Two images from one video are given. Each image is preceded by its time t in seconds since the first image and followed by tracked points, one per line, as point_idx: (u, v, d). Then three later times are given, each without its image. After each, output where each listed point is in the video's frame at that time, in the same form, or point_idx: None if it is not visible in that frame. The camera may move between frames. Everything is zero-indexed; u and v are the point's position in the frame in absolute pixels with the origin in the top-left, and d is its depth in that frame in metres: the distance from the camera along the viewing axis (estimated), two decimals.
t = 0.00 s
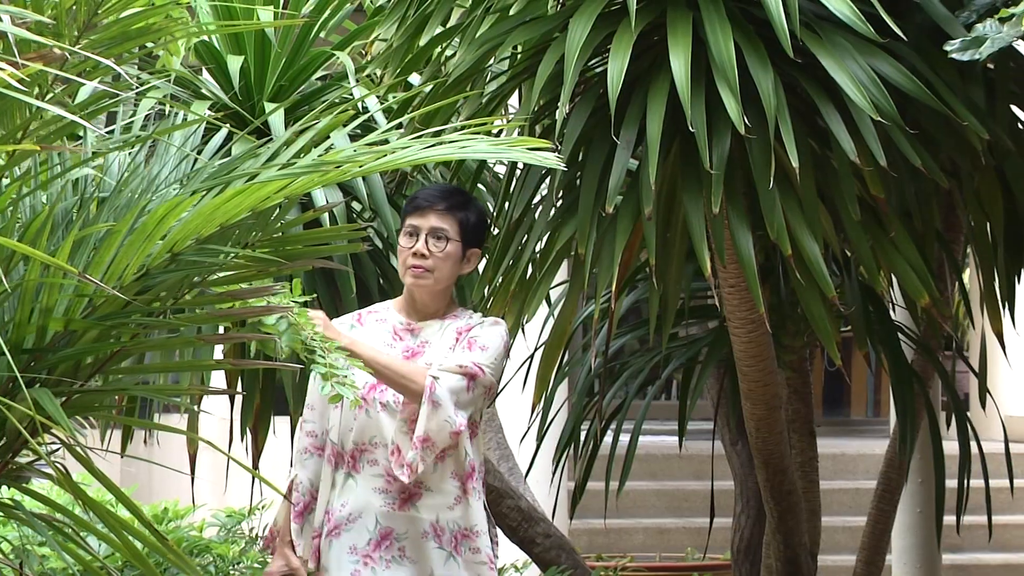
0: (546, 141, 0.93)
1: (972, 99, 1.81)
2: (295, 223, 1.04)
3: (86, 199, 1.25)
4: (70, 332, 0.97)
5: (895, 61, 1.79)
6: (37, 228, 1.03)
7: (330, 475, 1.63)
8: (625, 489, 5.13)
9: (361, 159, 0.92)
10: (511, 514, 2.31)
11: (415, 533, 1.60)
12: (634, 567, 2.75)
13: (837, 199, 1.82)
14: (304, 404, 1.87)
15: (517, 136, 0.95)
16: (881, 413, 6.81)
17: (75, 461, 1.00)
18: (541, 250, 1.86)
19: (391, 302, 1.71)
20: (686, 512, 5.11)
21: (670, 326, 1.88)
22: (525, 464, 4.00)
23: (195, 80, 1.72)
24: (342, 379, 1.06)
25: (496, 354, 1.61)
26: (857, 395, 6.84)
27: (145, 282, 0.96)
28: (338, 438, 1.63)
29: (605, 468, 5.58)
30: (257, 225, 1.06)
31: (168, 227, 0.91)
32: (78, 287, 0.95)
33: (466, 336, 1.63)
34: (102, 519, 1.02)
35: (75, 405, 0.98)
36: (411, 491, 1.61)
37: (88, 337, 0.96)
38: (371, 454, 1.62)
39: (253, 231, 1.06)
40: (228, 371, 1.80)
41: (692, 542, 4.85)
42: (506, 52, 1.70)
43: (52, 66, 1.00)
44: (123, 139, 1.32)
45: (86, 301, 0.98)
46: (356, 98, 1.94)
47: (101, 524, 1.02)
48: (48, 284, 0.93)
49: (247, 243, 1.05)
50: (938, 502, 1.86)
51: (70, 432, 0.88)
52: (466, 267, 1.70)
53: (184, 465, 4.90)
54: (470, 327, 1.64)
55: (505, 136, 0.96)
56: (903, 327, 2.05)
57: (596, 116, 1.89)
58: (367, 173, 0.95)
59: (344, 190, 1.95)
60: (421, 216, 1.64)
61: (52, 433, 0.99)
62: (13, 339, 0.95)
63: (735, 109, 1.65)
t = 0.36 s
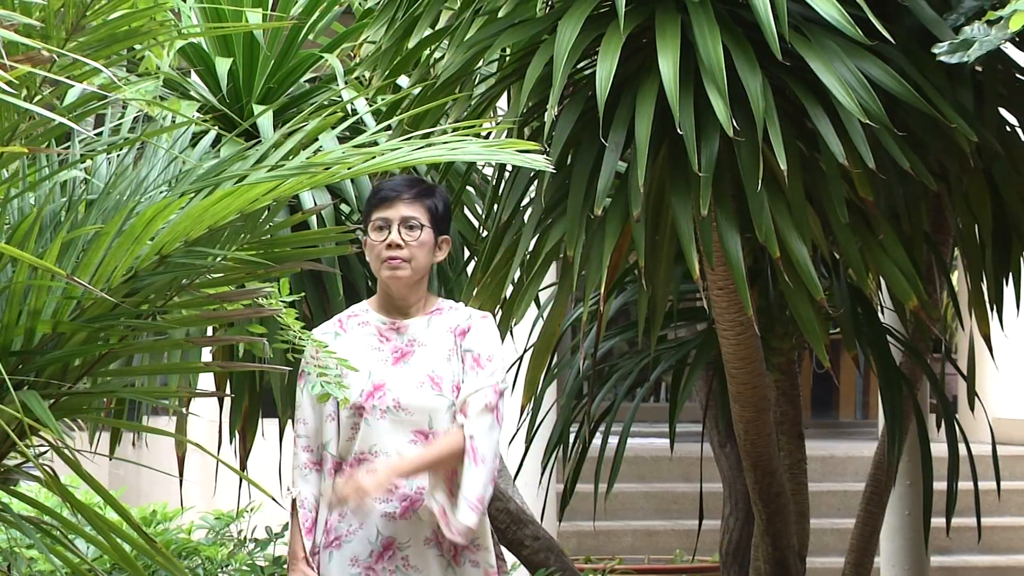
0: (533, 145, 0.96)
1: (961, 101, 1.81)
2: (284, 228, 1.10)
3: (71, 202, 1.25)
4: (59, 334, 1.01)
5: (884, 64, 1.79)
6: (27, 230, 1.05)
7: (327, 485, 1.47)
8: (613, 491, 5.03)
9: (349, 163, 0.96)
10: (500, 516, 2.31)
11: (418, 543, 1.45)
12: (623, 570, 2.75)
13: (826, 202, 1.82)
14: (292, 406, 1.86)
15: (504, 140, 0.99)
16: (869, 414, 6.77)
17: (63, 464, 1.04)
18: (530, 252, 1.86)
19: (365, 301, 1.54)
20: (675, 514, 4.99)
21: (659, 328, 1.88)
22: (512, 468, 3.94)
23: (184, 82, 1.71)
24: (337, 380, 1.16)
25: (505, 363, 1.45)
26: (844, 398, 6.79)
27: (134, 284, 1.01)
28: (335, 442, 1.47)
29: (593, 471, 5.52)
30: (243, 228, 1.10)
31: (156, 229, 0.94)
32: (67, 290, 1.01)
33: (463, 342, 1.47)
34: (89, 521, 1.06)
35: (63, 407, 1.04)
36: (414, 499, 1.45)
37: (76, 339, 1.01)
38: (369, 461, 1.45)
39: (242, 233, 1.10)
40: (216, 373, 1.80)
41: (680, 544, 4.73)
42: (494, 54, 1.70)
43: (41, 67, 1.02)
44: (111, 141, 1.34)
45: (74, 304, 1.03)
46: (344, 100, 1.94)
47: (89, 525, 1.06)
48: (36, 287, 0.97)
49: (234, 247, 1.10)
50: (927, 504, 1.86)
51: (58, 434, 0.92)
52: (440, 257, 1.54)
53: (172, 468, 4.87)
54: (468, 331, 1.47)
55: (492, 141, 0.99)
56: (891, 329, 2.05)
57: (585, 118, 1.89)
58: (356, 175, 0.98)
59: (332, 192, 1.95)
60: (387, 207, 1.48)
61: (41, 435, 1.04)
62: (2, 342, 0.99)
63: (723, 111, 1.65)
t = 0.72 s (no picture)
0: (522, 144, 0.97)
1: (948, 102, 1.81)
2: (272, 229, 1.12)
3: (58, 202, 1.25)
4: (46, 335, 1.02)
5: (871, 65, 1.79)
6: (13, 230, 1.05)
7: (306, 486, 1.44)
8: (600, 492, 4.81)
9: (337, 163, 0.97)
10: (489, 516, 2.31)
11: (389, 552, 1.41)
12: (610, 572, 2.74)
13: (813, 203, 1.82)
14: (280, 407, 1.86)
15: (491, 141, 1.00)
16: (857, 415, 6.68)
17: (50, 465, 1.06)
18: (518, 252, 1.86)
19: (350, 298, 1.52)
20: (663, 516, 4.72)
21: (647, 328, 1.88)
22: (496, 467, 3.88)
23: (172, 81, 1.71)
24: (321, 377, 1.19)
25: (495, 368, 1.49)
26: (833, 396, 6.66)
27: (121, 284, 1.02)
28: (313, 445, 1.44)
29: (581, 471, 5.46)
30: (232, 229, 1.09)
31: (144, 228, 0.96)
32: (54, 291, 1.01)
33: (457, 351, 1.48)
34: (77, 522, 1.06)
35: (51, 408, 1.05)
36: (388, 508, 1.40)
37: (64, 340, 1.02)
38: (345, 468, 1.42)
39: (228, 235, 1.10)
40: (202, 373, 1.79)
41: (669, 546, 4.50)
42: (482, 53, 1.69)
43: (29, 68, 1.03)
44: (98, 142, 1.34)
45: (60, 305, 1.04)
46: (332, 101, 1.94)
47: (76, 525, 1.07)
48: (24, 287, 0.97)
49: (220, 249, 1.10)
50: (914, 504, 1.86)
51: (46, 435, 0.93)
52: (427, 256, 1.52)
53: (161, 468, 4.86)
54: (460, 341, 1.48)
55: (480, 141, 1.00)
56: (878, 330, 2.06)
57: (573, 119, 1.89)
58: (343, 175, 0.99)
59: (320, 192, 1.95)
60: (373, 209, 1.46)
61: (29, 436, 1.05)
62: None
63: (711, 111, 1.65)
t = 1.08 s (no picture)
0: (509, 145, 0.98)
1: (935, 102, 1.81)
2: (259, 229, 1.10)
3: (43, 204, 1.25)
4: (32, 336, 1.01)
5: (858, 65, 1.79)
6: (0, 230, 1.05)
7: (306, 487, 1.51)
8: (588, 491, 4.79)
9: (325, 163, 0.97)
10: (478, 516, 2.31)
11: (385, 555, 1.46)
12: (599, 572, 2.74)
13: (801, 203, 1.82)
14: (268, 407, 1.86)
15: (479, 141, 1.01)
16: (845, 415, 6.67)
17: (38, 465, 1.06)
18: (506, 253, 1.85)
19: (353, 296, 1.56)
20: (651, 516, 4.71)
21: (635, 328, 1.88)
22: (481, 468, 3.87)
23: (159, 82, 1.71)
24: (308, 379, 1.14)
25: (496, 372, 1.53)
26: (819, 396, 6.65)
27: (109, 284, 1.02)
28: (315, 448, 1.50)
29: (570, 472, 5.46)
30: (219, 227, 1.10)
31: (131, 229, 0.95)
32: (41, 291, 1.01)
33: (460, 355, 1.51)
34: (65, 522, 1.06)
35: (38, 408, 1.05)
36: (384, 512, 1.45)
37: (51, 340, 1.02)
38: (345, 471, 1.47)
39: (216, 234, 1.10)
40: (190, 374, 1.79)
41: (657, 546, 4.49)
42: (470, 53, 1.69)
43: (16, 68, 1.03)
44: (86, 142, 1.34)
45: (47, 305, 1.03)
46: (320, 101, 1.93)
47: (64, 526, 1.07)
48: (11, 288, 0.97)
49: (208, 248, 1.11)
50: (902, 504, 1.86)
51: (33, 435, 0.93)
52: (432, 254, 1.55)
53: (150, 468, 4.86)
54: (462, 346, 1.51)
55: (468, 141, 1.01)
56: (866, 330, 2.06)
57: (561, 119, 1.89)
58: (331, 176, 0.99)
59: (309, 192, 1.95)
60: (375, 212, 1.49)
61: (16, 436, 1.05)
62: None
63: (699, 112, 1.65)
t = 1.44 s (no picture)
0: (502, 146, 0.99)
1: (928, 103, 1.81)
2: (250, 230, 1.12)
3: (34, 204, 1.25)
4: (24, 336, 1.02)
5: (851, 65, 1.78)
6: None
7: (334, 480, 1.35)
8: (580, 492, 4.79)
9: (318, 163, 0.98)
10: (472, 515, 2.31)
11: (414, 550, 1.31)
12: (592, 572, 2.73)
13: (794, 204, 1.82)
14: (260, 408, 1.85)
15: (471, 141, 1.02)
16: (837, 415, 6.66)
17: (30, 466, 1.06)
18: (498, 254, 1.85)
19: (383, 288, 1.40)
20: (643, 517, 4.72)
21: (627, 328, 1.88)
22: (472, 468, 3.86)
23: (151, 83, 1.71)
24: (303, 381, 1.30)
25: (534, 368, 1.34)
26: (812, 398, 6.67)
27: (101, 285, 1.02)
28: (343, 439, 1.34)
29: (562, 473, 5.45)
30: (213, 228, 1.11)
31: (124, 229, 0.96)
32: (31, 292, 1.01)
33: (494, 346, 1.34)
34: (57, 523, 1.07)
35: (31, 409, 1.06)
36: (414, 504, 1.30)
37: (43, 341, 1.02)
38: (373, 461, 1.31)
39: (210, 234, 1.11)
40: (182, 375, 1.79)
41: (649, 546, 4.49)
42: (462, 54, 1.69)
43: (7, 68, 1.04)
44: (78, 142, 1.34)
45: (39, 306, 1.04)
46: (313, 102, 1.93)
47: (55, 527, 1.08)
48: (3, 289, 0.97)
49: (201, 249, 1.11)
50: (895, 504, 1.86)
51: (23, 436, 0.94)
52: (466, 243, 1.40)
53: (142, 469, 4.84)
54: (497, 337, 1.34)
55: (461, 141, 1.02)
56: (857, 329, 2.07)
57: (554, 120, 1.89)
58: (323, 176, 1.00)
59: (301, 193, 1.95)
60: (403, 203, 1.34)
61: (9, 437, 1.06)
62: None
63: (692, 113, 1.65)
